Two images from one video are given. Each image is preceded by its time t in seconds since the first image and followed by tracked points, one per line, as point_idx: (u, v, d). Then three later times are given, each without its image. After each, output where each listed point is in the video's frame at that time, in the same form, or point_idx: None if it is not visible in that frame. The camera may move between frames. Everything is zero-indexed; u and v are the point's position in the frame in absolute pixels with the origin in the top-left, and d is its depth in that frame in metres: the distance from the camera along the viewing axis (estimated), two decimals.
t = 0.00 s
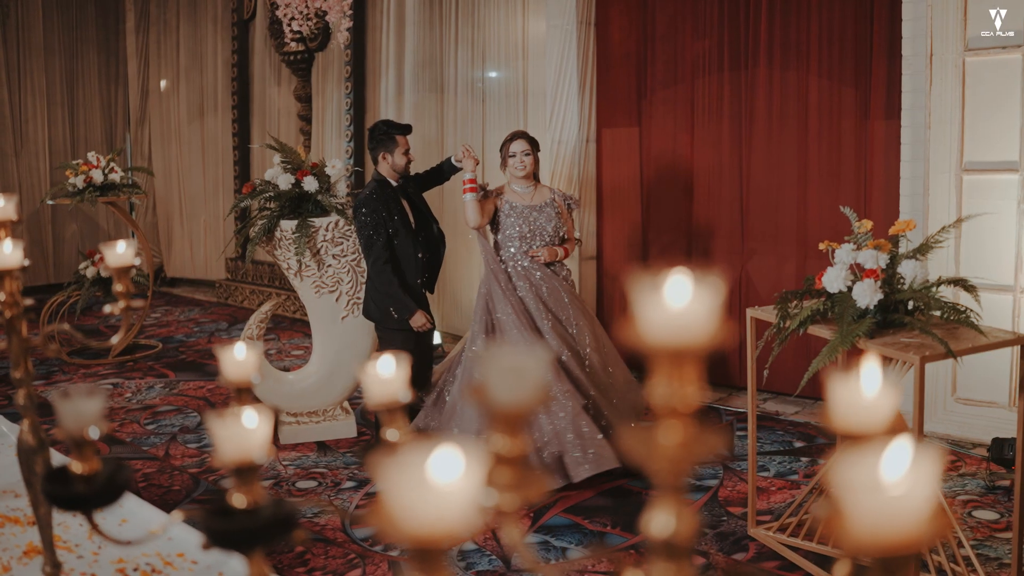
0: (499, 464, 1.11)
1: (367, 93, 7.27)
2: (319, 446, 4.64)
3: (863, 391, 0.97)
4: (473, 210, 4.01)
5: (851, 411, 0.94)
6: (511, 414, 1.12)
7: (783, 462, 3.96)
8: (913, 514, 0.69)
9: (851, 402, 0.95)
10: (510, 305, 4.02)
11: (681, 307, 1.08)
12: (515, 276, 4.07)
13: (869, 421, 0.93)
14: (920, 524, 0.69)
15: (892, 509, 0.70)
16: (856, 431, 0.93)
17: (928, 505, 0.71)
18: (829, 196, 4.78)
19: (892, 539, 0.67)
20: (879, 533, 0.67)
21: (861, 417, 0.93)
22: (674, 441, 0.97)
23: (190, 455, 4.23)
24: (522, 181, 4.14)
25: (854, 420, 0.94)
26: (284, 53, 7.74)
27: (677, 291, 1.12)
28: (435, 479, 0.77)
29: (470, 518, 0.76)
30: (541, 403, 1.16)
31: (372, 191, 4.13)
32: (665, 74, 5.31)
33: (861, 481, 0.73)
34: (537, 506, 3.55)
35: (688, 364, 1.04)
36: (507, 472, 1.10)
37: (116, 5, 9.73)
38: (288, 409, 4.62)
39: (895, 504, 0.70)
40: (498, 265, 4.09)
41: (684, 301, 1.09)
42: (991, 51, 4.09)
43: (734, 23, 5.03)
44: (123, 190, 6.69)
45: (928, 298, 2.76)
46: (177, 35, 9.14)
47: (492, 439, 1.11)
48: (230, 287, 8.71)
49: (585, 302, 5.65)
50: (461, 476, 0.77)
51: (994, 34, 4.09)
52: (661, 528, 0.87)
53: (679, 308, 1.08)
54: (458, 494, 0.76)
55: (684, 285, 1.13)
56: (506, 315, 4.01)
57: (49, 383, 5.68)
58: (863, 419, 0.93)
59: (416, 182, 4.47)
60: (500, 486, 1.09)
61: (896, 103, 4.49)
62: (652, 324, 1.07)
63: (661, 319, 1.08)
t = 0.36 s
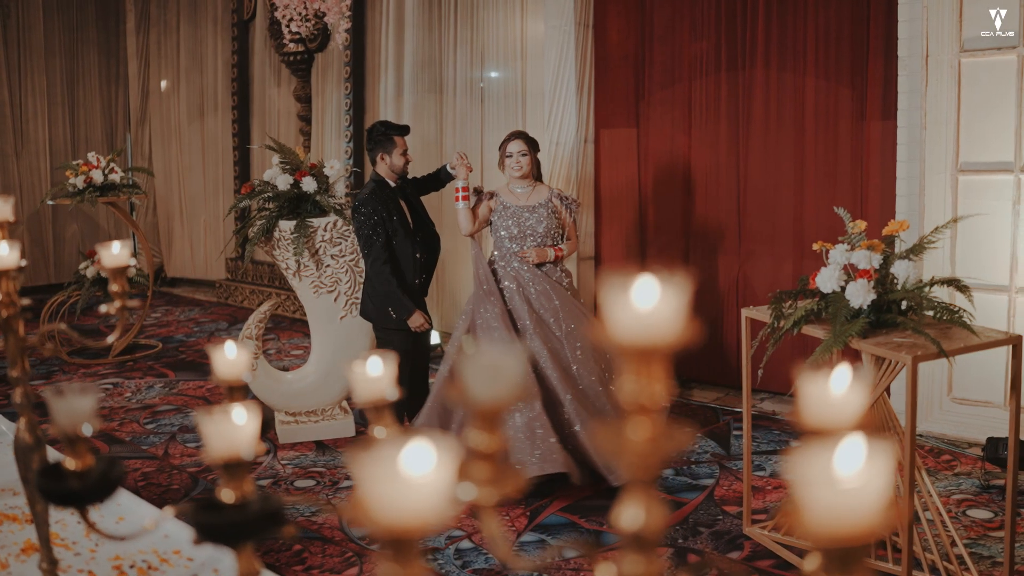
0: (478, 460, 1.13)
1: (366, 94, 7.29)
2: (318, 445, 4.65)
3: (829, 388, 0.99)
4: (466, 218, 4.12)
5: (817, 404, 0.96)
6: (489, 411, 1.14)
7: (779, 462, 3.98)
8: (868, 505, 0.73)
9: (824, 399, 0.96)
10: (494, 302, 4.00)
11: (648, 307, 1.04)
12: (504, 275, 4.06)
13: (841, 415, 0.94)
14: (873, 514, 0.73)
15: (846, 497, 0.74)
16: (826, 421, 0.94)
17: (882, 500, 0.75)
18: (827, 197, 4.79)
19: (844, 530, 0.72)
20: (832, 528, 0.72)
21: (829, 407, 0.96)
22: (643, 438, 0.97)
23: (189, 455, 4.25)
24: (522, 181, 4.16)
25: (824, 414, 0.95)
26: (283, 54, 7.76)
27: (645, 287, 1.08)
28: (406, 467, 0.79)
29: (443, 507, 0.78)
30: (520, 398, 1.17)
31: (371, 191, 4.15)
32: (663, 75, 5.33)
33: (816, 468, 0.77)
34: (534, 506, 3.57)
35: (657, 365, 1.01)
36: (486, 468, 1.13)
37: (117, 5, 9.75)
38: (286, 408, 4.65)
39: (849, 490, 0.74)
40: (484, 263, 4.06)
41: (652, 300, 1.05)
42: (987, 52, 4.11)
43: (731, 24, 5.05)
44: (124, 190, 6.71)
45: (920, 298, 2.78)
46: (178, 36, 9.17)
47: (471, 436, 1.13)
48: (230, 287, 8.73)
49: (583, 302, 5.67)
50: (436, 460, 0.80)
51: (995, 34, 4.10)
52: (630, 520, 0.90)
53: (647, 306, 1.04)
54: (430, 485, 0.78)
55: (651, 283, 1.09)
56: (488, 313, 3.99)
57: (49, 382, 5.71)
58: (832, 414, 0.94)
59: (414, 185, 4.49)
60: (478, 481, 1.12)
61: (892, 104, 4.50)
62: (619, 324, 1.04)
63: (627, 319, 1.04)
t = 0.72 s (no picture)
0: (457, 454, 1.14)
1: (365, 94, 7.32)
2: (317, 445, 4.67)
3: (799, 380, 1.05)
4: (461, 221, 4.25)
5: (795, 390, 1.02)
6: (467, 406, 1.17)
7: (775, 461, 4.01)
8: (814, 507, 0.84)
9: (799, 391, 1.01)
10: (484, 302, 4.06)
11: (614, 304, 1.11)
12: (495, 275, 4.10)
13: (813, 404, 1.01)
14: (830, 505, 0.83)
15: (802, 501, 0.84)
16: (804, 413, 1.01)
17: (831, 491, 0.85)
18: (824, 197, 4.81)
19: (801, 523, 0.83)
20: (789, 522, 0.82)
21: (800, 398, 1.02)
22: (613, 431, 1.01)
23: (188, 454, 4.28)
24: (522, 181, 4.14)
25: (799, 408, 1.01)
26: (284, 54, 7.77)
27: (610, 282, 1.15)
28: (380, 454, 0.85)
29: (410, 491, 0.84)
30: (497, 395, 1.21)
31: (370, 192, 4.17)
32: (661, 76, 5.34)
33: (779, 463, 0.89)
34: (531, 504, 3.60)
35: (625, 359, 1.09)
36: (465, 461, 1.14)
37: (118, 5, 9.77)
38: (285, 407, 4.67)
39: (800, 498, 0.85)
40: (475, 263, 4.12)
41: (619, 296, 1.12)
42: (984, 53, 4.12)
43: (728, 24, 5.06)
44: (124, 190, 6.73)
45: (914, 298, 2.79)
46: (178, 36, 9.19)
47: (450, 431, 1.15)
48: (230, 287, 8.75)
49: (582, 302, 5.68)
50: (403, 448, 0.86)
51: (995, 34, 4.10)
52: (602, 512, 0.97)
53: (616, 304, 1.11)
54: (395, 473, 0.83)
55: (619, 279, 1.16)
56: (478, 312, 4.06)
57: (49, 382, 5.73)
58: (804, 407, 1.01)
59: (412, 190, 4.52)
60: (457, 474, 1.13)
61: (889, 104, 4.51)
62: (589, 321, 1.11)
63: (596, 316, 1.11)
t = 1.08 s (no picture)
0: (436, 447, 1.17)
1: (365, 95, 7.34)
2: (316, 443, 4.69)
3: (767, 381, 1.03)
4: (461, 224, 4.35)
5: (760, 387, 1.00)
6: (446, 400, 1.18)
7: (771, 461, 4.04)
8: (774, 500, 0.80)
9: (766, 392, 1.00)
10: (475, 300, 4.09)
11: (586, 300, 1.05)
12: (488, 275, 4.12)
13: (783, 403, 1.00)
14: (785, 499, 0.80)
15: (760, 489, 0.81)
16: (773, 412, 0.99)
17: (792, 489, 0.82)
18: (820, 197, 4.82)
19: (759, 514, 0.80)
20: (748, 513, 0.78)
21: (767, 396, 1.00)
22: (582, 423, 0.97)
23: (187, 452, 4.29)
24: (521, 181, 4.16)
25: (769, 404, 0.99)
26: (284, 54, 7.79)
27: (577, 283, 1.10)
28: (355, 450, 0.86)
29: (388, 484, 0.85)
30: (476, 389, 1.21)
31: (370, 191, 4.19)
32: (659, 77, 5.36)
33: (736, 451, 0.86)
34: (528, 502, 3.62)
35: (596, 356, 1.02)
36: (444, 454, 1.17)
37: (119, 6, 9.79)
38: (284, 405, 4.68)
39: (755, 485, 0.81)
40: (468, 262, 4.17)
41: (588, 293, 1.07)
42: (979, 53, 4.13)
43: (725, 25, 5.08)
44: (124, 190, 6.75)
45: (906, 297, 2.81)
46: (179, 36, 9.22)
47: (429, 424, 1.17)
48: (231, 287, 8.77)
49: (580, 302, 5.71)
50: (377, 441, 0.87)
51: (994, 34, 4.09)
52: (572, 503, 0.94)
53: (587, 301, 1.05)
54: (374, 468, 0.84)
55: (587, 279, 1.11)
56: (468, 310, 4.10)
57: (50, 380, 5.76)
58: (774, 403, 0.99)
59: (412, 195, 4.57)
60: (436, 466, 1.16)
61: (885, 105, 4.52)
62: (560, 317, 1.04)
63: (566, 312, 1.04)
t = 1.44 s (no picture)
0: (417, 440, 1.18)
1: (365, 95, 7.36)
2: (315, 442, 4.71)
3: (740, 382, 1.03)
4: (467, 226, 4.46)
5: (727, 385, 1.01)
6: (426, 394, 1.20)
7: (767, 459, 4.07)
8: (739, 481, 0.77)
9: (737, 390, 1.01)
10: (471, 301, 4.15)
11: (558, 298, 1.05)
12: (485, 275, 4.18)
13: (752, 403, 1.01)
14: (746, 486, 0.77)
15: (726, 470, 0.77)
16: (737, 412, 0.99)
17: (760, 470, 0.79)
18: (817, 197, 4.84)
19: (725, 497, 0.76)
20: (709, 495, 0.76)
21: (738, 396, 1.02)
22: (554, 416, 0.99)
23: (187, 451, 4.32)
24: (522, 180, 4.17)
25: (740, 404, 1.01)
26: (284, 54, 7.81)
27: (555, 276, 1.11)
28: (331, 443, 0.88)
29: (368, 475, 0.87)
30: (455, 385, 1.23)
31: (370, 191, 4.22)
32: (657, 78, 5.38)
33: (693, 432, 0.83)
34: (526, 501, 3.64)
35: (568, 351, 1.04)
36: (425, 448, 1.18)
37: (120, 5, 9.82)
38: (284, 404, 4.70)
39: (719, 466, 0.78)
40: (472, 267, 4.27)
41: (562, 290, 1.07)
42: (975, 54, 4.14)
43: (723, 27, 5.10)
44: (125, 189, 6.77)
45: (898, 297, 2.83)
46: (180, 36, 9.24)
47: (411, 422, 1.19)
48: (231, 287, 8.79)
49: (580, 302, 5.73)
50: (353, 434, 0.90)
51: (992, 34, 4.10)
52: (544, 494, 0.95)
53: (558, 298, 1.05)
54: (353, 460, 0.85)
55: (562, 276, 1.11)
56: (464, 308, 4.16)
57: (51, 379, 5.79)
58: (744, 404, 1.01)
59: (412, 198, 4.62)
60: (416, 459, 1.17)
61: (882, 105, 4.54)
62: (531, 313, 1.05)
63: (537, 308, 1.05)
